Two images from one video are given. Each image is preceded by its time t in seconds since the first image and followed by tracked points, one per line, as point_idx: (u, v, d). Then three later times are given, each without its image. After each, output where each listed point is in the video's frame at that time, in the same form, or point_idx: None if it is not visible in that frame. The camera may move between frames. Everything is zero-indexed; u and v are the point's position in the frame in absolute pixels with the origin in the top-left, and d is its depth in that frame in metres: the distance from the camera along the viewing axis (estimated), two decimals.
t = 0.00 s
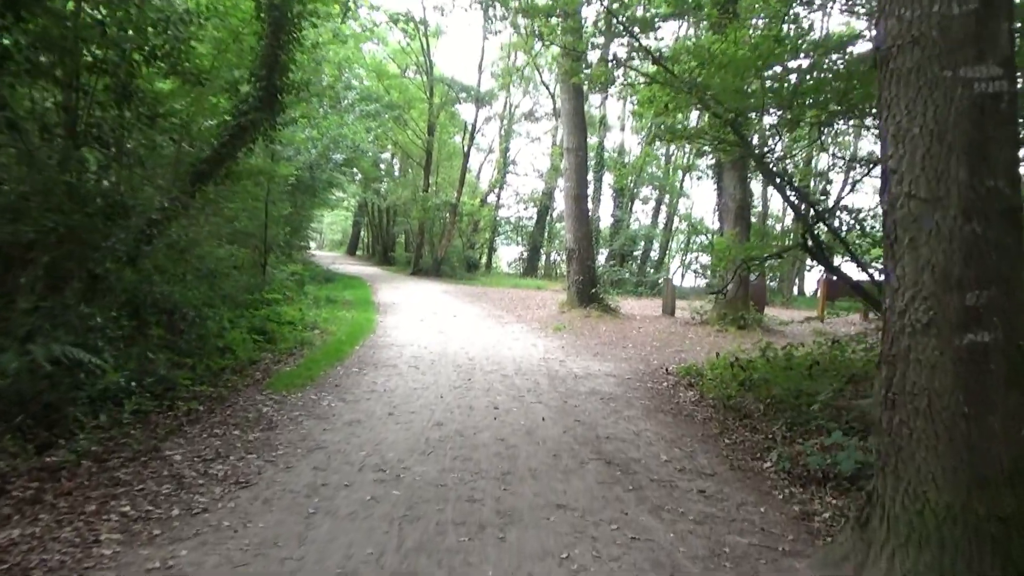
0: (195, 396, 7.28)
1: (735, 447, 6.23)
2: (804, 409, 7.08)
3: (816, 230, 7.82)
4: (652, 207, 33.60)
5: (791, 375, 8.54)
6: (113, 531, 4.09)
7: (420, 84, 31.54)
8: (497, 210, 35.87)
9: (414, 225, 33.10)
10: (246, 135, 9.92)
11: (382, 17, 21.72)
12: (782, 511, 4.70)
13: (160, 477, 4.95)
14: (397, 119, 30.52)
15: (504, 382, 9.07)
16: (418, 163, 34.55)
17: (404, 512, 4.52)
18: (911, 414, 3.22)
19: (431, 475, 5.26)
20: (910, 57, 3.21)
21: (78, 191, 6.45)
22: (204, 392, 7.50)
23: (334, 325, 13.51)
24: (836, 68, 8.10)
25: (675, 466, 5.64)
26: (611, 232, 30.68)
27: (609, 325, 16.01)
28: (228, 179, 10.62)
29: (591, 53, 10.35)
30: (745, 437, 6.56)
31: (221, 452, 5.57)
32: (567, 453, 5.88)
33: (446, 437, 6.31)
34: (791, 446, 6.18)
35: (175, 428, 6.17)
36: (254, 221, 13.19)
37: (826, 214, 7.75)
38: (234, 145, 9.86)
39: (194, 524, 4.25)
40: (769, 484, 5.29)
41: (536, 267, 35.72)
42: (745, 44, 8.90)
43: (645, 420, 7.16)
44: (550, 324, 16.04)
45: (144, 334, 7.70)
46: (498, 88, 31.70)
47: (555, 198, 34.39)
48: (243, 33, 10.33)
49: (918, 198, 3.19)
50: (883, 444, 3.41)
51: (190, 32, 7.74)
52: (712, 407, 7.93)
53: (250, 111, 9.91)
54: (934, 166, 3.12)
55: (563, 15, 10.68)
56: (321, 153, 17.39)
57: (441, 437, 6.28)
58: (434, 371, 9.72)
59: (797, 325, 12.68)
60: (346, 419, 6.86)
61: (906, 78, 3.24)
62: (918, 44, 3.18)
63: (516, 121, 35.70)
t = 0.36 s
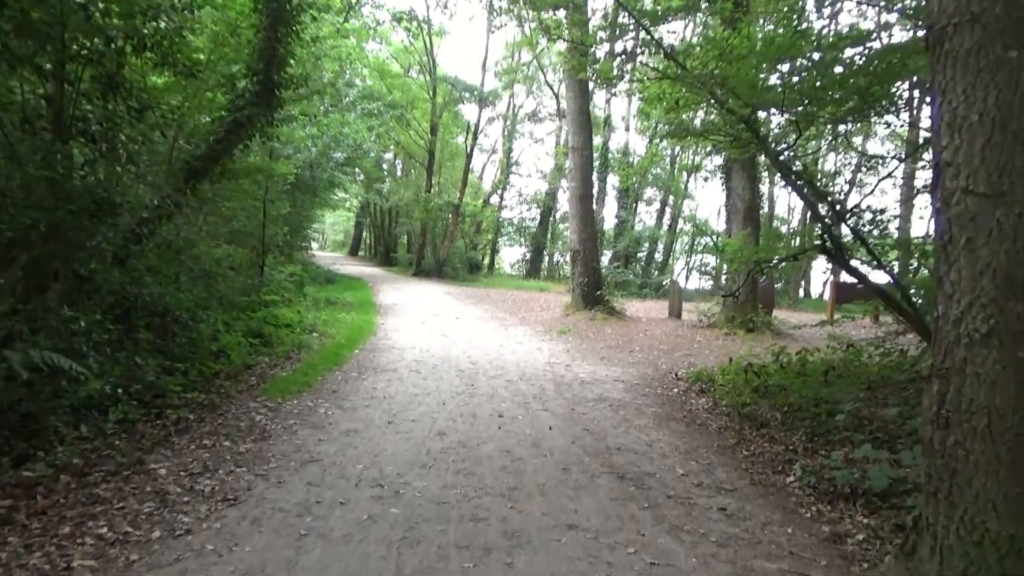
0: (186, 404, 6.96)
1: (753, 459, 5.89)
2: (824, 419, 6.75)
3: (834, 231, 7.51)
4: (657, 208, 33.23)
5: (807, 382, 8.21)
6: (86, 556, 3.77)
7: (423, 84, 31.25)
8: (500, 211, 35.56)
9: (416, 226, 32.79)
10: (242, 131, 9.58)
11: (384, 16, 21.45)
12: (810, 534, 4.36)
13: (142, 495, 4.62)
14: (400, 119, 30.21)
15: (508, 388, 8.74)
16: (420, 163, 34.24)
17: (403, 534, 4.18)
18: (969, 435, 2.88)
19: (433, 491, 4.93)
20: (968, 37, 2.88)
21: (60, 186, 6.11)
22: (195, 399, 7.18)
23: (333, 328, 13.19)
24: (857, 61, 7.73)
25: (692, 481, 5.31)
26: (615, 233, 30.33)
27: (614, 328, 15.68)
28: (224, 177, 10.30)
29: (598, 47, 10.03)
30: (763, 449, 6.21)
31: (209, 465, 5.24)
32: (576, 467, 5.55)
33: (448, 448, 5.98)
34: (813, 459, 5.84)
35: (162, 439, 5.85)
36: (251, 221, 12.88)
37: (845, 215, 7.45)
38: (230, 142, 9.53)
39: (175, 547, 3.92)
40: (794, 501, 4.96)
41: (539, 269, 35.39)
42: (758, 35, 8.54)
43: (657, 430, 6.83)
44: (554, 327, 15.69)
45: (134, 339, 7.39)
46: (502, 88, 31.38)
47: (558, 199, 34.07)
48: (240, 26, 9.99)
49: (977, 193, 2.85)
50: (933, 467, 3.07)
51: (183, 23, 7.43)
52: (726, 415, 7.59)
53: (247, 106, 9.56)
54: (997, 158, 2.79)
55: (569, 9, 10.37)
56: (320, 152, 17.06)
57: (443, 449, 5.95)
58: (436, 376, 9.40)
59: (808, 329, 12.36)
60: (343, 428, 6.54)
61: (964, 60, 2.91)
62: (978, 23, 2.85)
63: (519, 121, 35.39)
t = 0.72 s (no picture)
0: (168, 409, 6.63)
1: (766, 468, 5.58)
2: (836, 425, 6.44)
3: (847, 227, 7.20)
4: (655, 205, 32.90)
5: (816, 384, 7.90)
6: None
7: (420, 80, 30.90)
8: (497, 208, 35.23)
9: (413, 223, 32.44)
10: (229, 125, 9.22)
11: (380, 11, 21.14)
12: (832, 554, 4.05)
13: (112, 511, 4.30)
14: (396, 115, 29.84)
15: (506, 390, 8.41)
16: (417, 160, 33.88)
17: (394, 555, 3.87)
18: None
19: (427, 504, 4.62)
20: None
21: (34, 181, 5.78)
22: (178, 402, 6.86)
23: (326, 327, 12.86)
24: (866, 53, 7.32)
25: (702, 492, 5.00)
26: (613, 231, 30.00)
27: (613, 326, 15.37)
28: (213, 172, 9.96)
29: (597, 36, 9.73)
30: (776, 457, 5.90)
31: (186, 478, 4.91)
32: (578, 477, 5.24)
33: (443, 457, 5.65)
34: (828, 469, 5.53)
35: (139, 447, 5.52)
36: (242, 217, 12.54)
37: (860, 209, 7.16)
38: (218, 135, 9.19)
39: (143, 571, 3.61)
40: (811, 515, 4.66)
41: (537, 267, 35.02)
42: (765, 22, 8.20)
43: (662, 436, 6.51)
44: (553, 326, 15.40)
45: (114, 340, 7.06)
46: (499, 84, 31.01)
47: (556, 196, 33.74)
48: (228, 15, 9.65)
49: None
50: (985, 489, 2.76)
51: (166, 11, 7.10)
52: (733, 420, 7.28)
53: (235, 99, 9.19)
54: None
55: None
56: (314, 147, 16.70)
57: (438, 457, 5.63)
58: (431, 378, 9.08)
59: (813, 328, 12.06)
60: (333, 434, 6.22)
61: None
62: None
63: (516, 117, 35.06)
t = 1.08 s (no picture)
0: (152, 420, 6.31)
1: (786, 483, 5.22)
2: (858, 435, 6.07)
3: (867, 225, 6.78)
4: (660, 203, 32.49)
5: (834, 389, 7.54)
6: None
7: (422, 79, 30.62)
8: (501, 208, 34.88)
9: (415, 223, 32.11)
10: (220, 121, 9.01)
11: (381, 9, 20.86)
12: None
13: (79, 537, 3.97)
14: (398, 114, 29.55)
15: (508, 397, 8.07)
16: (419, 160, 33.55)
17: None
18: None
19: (422, 525, 4.29)
20: None
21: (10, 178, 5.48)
22: (163, 412, 6.53)
23: (324, 330, 12.54)
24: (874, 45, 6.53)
25: (718, 511, 4.65)
26: (618, 230, 29.61)
27: (619, 328, 15.01)
28: (204, 171, 9.64)
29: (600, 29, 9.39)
30: (796, 470, 5.54)
31: (164, 497, 4.58)
32: (585, 494, 4.91)
33: (441, 471, 5.31)
34: (851, 485, 5.16)
35: (118, 462, 5.19)
36: (238, 218, 12.24)
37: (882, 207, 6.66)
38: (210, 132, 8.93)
39: None
40: (837, 537, 4.31)
41: (540, 267, 34.66)
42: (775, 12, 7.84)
43: (673, 448, 6.16)
44: (557, 327, 15.06)
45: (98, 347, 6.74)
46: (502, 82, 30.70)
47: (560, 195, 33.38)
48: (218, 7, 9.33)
49: None
50: None
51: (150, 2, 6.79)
52: (747, 429, 6.92)
53: (226, 94, 9.00)
54: None
55: None
56: (313, 147, 16.40)
57: (435, 472, 5.29)
58: (431, 383, 8.74)
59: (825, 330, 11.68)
60: (325, 446, 5.88)
61: None
62: None
63: (520, 116, 34.71)
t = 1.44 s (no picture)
0: (140, 426, 6.02)
1: (811, 498, 4.89)
2: (885, 444, 5.73)
3: (893, 222, 6.46)
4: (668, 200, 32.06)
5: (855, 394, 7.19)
6: None
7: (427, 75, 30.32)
8: (507, 205, 34.53)
9: (421, 220, 31.80)
10: (216, 114, 8.76)
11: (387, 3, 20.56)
12: None
13: (48, 558, 3.68)
14: (403, 110, 29.24)
15: (514, 400, 7.74)
16: (425, 157, 33.26)
17: None
18: None
19: (419, 545, 3.97)
20: None
21: None
22: (152, 418, 6.24)
23: (326, 329, 12.24)
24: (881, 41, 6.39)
25: (739, 529, 4.32)
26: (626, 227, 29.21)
27: (628, 327, 14.66)
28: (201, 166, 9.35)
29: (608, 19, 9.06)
30: (821, 483, 5.20)
31: (144, 513, 4.28)
32: (595, 509, 4.58)
33: (443, 483, 4.99)
34: (880, 502, 4.83)
35: (98, 473, 4.90)
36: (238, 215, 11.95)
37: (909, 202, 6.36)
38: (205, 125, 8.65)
39: None
40: (870, 561, 3.98)
41: (547, 264, 34.29)
42: None
43: (688, 457, 5.83)
44: (564, 326, 14.72)
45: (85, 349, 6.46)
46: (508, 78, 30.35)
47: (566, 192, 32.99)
48: None
49: None
50: None
51: None
52: (765, 436, 6.58)
53: (221, 86, 8.71)
54: None
55: None
56: (315, 142, 16.10)
57: (435, 483, 4.97)
58: (434, 386, 8.42)
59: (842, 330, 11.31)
60: (320, 455, 5.57)
61: None
62: None
63: (526, 112, 34.36)
